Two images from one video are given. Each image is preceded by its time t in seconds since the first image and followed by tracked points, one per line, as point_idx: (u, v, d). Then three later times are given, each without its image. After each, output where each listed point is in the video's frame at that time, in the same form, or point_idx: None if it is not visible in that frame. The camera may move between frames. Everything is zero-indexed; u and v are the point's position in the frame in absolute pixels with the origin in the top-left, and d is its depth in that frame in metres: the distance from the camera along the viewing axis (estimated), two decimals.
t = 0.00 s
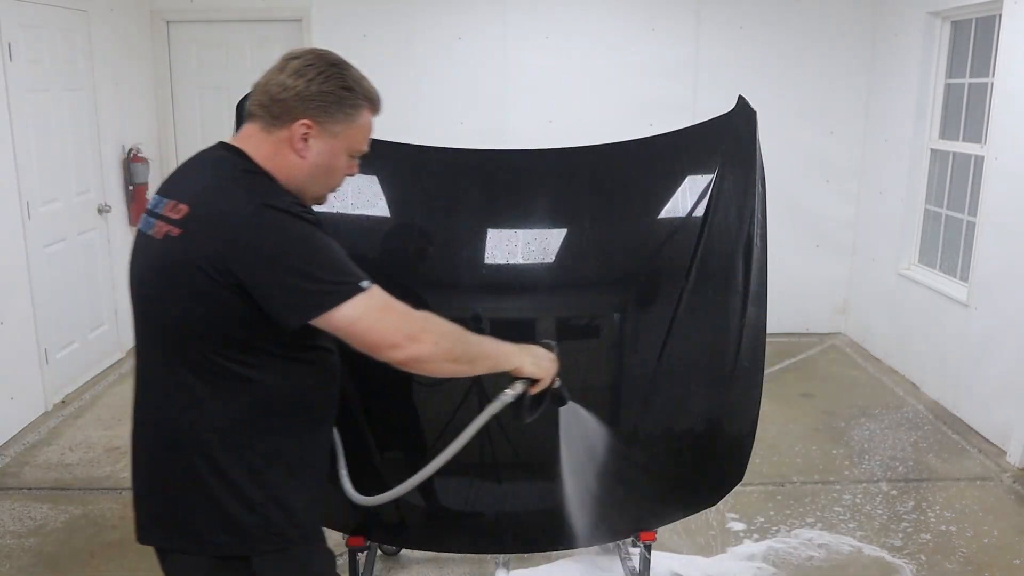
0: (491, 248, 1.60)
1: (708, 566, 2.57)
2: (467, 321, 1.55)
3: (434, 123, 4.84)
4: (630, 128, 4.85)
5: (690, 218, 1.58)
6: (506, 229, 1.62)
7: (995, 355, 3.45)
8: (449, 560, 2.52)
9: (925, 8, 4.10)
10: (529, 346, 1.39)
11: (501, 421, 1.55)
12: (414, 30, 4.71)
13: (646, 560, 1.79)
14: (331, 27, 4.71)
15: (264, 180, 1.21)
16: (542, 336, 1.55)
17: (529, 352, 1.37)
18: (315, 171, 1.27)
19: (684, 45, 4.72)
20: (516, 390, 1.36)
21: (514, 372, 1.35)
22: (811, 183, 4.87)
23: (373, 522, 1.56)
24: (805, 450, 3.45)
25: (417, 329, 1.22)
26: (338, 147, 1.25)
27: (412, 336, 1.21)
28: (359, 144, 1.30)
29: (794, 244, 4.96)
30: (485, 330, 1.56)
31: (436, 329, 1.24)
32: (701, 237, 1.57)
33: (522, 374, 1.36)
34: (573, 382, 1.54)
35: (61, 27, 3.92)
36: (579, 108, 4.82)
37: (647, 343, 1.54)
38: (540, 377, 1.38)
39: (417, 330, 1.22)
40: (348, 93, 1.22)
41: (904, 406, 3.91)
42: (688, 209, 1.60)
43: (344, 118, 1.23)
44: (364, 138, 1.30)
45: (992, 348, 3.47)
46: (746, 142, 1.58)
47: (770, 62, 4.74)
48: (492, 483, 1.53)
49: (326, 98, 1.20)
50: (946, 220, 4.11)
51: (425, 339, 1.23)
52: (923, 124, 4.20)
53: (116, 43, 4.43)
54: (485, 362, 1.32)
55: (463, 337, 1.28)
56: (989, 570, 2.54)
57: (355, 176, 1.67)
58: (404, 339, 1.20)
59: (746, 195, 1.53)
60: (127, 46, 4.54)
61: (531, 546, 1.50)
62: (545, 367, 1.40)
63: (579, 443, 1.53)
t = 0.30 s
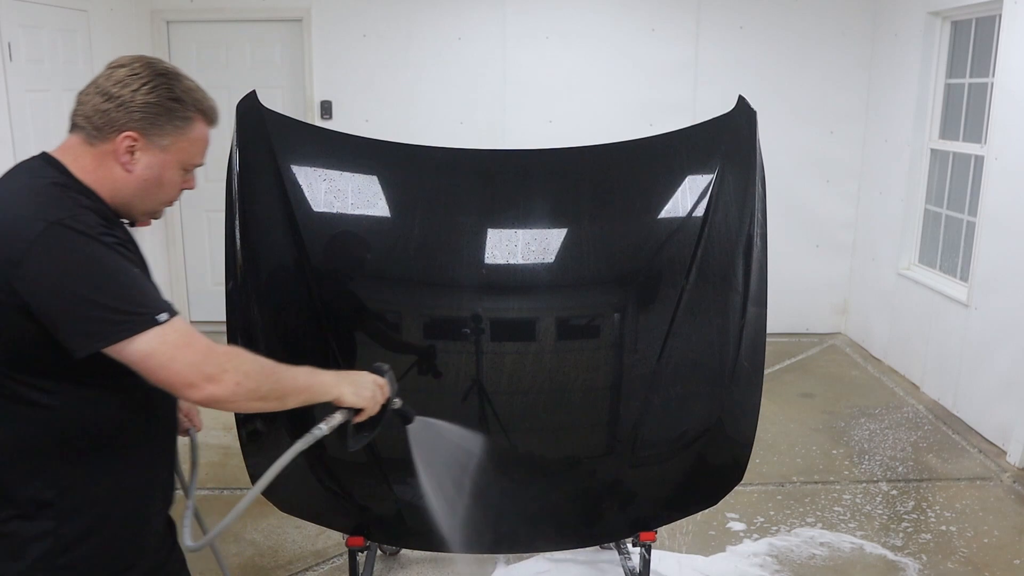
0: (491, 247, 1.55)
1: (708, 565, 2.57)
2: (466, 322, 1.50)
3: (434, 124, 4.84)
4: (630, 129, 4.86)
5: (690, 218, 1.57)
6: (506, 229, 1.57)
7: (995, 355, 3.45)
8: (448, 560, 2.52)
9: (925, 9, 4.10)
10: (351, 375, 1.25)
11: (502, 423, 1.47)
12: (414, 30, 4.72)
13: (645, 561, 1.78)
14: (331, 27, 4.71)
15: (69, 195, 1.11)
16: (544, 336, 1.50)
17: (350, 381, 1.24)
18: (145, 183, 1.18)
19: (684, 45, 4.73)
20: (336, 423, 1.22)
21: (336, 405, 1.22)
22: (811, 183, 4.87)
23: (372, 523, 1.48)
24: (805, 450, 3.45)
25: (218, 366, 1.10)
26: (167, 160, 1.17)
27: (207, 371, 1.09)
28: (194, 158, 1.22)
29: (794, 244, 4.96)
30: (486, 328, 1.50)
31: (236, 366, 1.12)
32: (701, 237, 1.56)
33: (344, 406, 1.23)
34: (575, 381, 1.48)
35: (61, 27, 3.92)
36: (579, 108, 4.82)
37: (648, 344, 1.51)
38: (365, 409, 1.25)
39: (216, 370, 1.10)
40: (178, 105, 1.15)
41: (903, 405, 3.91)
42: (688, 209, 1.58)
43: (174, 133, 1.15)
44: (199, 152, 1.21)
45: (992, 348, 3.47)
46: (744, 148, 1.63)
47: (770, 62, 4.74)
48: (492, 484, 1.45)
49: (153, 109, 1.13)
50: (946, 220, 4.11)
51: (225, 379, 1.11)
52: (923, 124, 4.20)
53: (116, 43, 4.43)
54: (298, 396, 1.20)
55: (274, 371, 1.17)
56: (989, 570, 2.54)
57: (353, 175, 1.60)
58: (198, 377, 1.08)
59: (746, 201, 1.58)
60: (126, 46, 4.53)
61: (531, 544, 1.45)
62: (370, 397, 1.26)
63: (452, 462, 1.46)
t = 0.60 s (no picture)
0: (491, 247, 1.55)
1: (708, 564, 2.57)
2: (466, 322, 1.50)
3: (434, 124, 4.85)
4: (630, 129, 4.86)
5: (691, 218, 1.57)
6: (506, 228, 1.57)
7: (995, 355, 3.44)
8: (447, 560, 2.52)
9: (925, 9, 4.10)
10: (201, 365, 1.22)
11: (501, 422, 1.47)
12: (414, 30, 4.72)
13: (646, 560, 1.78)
14: (331, 27, 4.71)
15: None
16: (545, 337, 1.50)
17: (201, 369, 1.21)
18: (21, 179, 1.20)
19: (684, 45, 4.72)
20: (187, 412, 1.19)
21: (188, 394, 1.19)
22: (812, 183, 4.87)
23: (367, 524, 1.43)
24: (805, 450, 3.45)
25: (61, 366, 1.09)
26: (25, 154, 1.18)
27: (50, 370, 1.09)
28: (50, 152, 1.22)
29: (794, 244, 4.96)
30: (486, 328, 1.50)
31: (81, 364, 1.11)
32: (701, 237, 1.56)
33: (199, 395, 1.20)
34: (575, 380, 1.48)
35: (61, 27, 3.92)
36: (579, 108, 4.82)
37: (648, 345, 1.51)
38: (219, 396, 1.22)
39: (58, 369, 1.09)
40: (29, 98, 1.15)
41: (903, 405, 3.91)
42: (688, 209, 1.59)
43: (25, 126, 1.16)
44: (53, 145, 1.22)
45: (992, 348, 3.47)
46: (744, 149, 1.64)
47: (770, 62, 4.74)
48: (491, 483, 1.44)
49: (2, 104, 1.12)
50: (946, 220, 4.11)
51: (68, 378, 1.10)
52: (923, 124, 4.20)
53: (116, 43, 4.43)
54: (148, 389, 1.18)
55: (118, 367, 1.15)
56: (989, 570, 2.54)
57: (352, 175, 1.61)
58: (41, 376, 1.08)
59: (745, 200, 1.59)
60: (126, 46, 4.53)
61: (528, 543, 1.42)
62: (224, 384, 1.23)
63: (333, 451, 1.44)
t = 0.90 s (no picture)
0: (491, 247, 1.55)
1: (708, 564, 2.57)
2: (466, 322, 1.50)
3: (434, 124, 4.85)
4: (630, 129, 4.85)
5: (691, 218, 1.57)
6: (506, 229, 1.57)
7: (995, 355, 3.44)
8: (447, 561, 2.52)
9: (925, 9, 4.11)
10: (69, 334, 1.33)
11: (502, 422, 1.46)
12: (413, 30, 4.72)
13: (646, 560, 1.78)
14: (331, 27, 4.71)
15: None
16: (545, 337, 1.50)
17: (67, 339, 1.32)
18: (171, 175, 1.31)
19: (684, 45, 4.72)
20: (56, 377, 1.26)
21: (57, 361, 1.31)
22: (812, 183, 4.88)
23: (371, 522, 1.45)
24: (805, 450, 3.45)
25: None
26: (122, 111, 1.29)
27: None
28: None
29: (794, 244, 4.96)
30: (486, 328, 1.49)
31: None
32: (701, 237, 1.56)
33: (67, 363, 1.31)
34: (575, 380, 1.48)
35: (61, 27, 3.92)
36: (579, 108, 4.82)
37: (649, 345, 1.51)
38: (85, 363, 1.32)
39: None
40: None
41: (903, 405, 3.91)
42: (688, 209, 1.59)
43: None
44: None
45: (993, 349, 3.47)
46: (744, 149, 1.64)
47: (770, 63, 4.74)
48: (492, 484, 1.44)
49: None
50: (946, 220, 4.10)
51: None
52: (923, 124, 4.20)
53: (116, 43, 4.43)
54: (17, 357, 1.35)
55: None
56: (989, 571, 2.54)
57: (352, 175, 1.61)
58: None
59: (745, 200, 1.60)
60: (126, 46, 4.53)
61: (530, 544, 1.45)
62: (90, 352, 1.32)
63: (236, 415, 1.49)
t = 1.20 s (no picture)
0: (491, 247, 1.55)
1: (708, 564, 2.57)
2: (466, 322, 1.50)
3: (435, 124, 4.84)
4: (630, 129, 4.85)
5: (690, 218, 1.57)
6: (506, 229, 1.57)
7: (995, 355, 3.44)
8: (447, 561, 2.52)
9: (925, 9, 4.11)
10: None
11: (502, 422, 1.47)
12: (413, 30, 4.72)
13: (646, 559, 1.77)
14: (331, 27, 4.71)
15: None
16: (545, 337, 1.50)
17: None
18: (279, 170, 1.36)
19: (684, 45, 4.72)
20: None
21: None
22: (812, 183, 4.88)
23: (373, 521, 1.47)
24: (805, 450, 3.45)
25: None
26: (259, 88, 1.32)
27: None
28: None
29: (794, 244, 4.96)
30: (485, 328, 1.50)
31: None
32: (701, 237, 1.56)
33: None
34: (574, 379, 1.49)
35: (61, 27, 3.92)
36: (579, 108, 4.82)
37: (649, 344, 1.51)
38: None
39: None
40: None
41: (904, 405, 3.91)
42: (688, 209, 1.59)
43: None
44: None
45: (993, 348, 3.47)
46: (743, 148, 1.63)
47: (770, 62, 4.74)
48: (492, 484, 1.45)
49: None
50: (946, 220, 4.10)
51: None
52: (923, 124, 4.20)
53: (116, 43, 4.42)
54: None
55: None
56: (989, 571, 2.54)
57: (352, 175, 1.61)
58: None
59: (745, 199, 1.59)
60: (126, 46, 4.53)
61: (530, 544, 1.47)
62: None
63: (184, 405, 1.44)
